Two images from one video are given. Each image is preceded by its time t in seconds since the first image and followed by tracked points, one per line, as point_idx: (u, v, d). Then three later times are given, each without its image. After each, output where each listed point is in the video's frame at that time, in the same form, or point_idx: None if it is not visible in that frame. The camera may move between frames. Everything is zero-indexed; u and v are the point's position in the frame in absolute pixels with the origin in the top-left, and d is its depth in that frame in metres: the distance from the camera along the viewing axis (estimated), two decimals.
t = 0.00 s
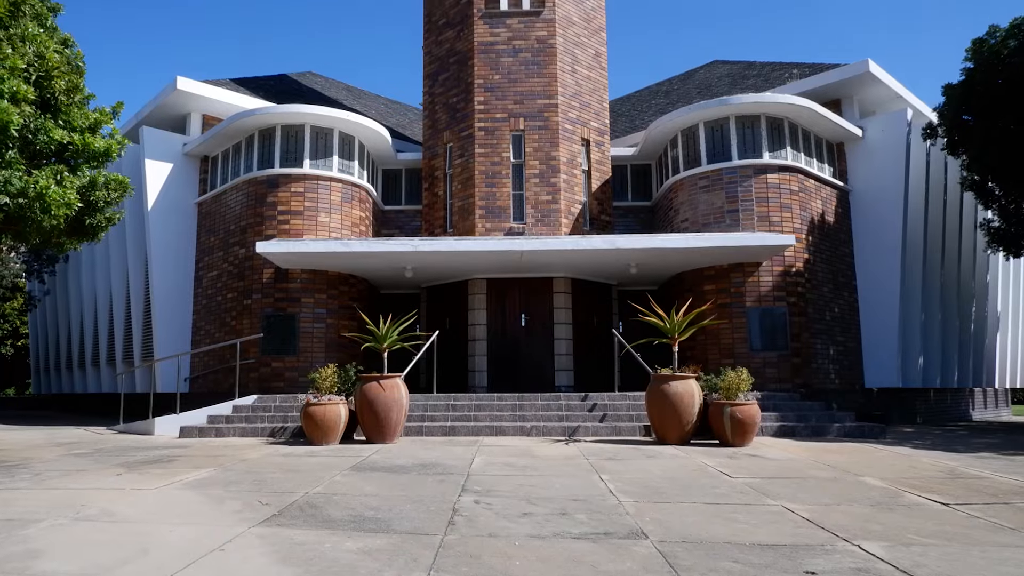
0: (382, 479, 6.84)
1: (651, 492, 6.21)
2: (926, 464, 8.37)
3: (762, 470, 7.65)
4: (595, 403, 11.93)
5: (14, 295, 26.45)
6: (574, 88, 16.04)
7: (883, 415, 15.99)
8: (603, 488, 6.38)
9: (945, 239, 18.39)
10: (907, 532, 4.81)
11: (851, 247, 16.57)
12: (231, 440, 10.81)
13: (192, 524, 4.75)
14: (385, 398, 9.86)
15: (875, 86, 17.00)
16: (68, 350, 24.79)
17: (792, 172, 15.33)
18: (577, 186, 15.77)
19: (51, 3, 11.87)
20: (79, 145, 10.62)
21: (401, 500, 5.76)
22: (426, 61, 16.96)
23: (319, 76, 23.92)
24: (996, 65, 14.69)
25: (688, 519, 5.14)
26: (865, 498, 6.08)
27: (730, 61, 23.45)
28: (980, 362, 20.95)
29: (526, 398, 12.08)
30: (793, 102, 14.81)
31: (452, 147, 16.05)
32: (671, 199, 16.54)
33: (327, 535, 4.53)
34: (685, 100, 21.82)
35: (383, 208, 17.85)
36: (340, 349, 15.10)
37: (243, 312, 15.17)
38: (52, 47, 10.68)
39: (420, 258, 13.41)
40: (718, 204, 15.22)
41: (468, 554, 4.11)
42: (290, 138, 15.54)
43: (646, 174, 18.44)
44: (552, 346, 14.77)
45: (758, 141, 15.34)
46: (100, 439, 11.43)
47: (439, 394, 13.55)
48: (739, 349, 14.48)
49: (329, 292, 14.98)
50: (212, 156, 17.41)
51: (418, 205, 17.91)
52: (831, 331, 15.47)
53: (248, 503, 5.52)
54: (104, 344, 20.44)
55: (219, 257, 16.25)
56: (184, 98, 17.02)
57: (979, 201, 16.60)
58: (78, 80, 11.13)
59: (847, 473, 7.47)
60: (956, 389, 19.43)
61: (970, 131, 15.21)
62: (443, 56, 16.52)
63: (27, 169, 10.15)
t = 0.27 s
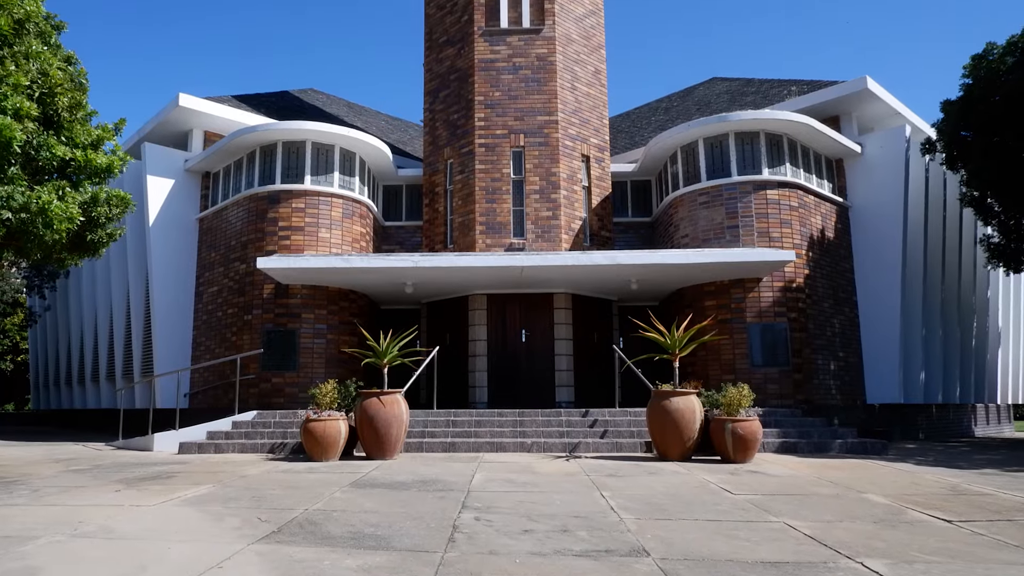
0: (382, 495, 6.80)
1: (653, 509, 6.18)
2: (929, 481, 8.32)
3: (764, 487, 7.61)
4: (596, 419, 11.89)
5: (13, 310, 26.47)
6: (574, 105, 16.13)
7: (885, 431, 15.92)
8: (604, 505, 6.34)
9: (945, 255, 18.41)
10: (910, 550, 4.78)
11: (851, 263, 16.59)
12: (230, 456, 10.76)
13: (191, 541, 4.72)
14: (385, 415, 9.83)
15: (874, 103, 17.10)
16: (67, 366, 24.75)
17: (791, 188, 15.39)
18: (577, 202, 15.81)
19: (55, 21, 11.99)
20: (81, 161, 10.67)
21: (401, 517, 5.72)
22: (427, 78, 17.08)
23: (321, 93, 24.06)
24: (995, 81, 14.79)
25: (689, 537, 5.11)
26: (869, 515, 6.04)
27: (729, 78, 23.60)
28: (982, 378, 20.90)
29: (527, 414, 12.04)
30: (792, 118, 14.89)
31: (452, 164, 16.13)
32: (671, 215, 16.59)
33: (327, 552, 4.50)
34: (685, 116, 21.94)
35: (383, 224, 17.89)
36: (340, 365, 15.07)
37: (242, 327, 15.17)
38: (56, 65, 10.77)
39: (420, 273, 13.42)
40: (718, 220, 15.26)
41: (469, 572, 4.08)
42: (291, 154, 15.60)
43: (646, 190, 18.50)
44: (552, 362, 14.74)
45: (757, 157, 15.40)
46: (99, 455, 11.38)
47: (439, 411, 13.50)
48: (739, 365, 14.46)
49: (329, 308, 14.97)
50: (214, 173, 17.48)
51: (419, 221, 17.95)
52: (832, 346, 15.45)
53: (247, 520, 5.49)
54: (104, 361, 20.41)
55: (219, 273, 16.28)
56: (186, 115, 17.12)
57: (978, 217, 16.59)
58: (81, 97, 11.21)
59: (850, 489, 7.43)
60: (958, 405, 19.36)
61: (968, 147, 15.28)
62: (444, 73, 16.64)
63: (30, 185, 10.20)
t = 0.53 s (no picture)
0: (382, 511, 6.76)
1: (655, 525, 6.13)
2: (932, 497, 8.28)
3: (766, 502, 7.56)
4: (596, 434, 11.84)
5: (13, 324, 26.46)
6: (574, 120, 16.22)
7: (887, 446, 15.84)
8: (606, 521, 6.30)
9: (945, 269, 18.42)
10: (914, 566, 4.75)
11: (851, 278, 16.60)
12: (229, 471, 10.70)
13: (189, 557, 4.68)
14: (385, 429, 9.79)
15: (872, 118, 17.19)
16: (66, 380, 24.69)
17: (791, 203, 15.43)
18: (577, 217, 15.85)
19: (58, 37, 12.07)
20: (83, 176, 10.69)
21: (401, 533, 5.68)
22: (427, 94, 17.18)
23: (322, 109, 24.19)
24: (992, 97, 14.88)
25: (691, 553, 5.08)
26: (872, 531, 6.00)
27: (728, 94, 23.73)
28: (984, 392, 20.83)
29: (527, 429, 11.99)
30: (791, 134, 14.95)
31: (453, 179, 16.17)
32: (671, 230, 16.62)
33: (327, 568, 4.47)
34: (684, 132, 22.03)
35: (383, 239, 17.92)
36: (340, 380, 15.03)
37: (243, 342, 15.15)
38: (59, 80, 10.84)
39: (421, 288, 13.42)
40: (718, 235, 15.28)
41: None
42: (292, 169, 15.65)
43: (646, 205, 18.54)
44: (552, 377, 14.71)
45: (757, 172, 15.44)
46: (97, 470, 11.32)
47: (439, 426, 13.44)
48: (740, 380, 14.42)
49: (330, 322, 14.95)
50: (215, 187, 17.52)
51: (419, 236, 17.98)
52: (833, 361, 15.42)
53: (246, 536, 5.45)
54: (103, 375, 20.35)
55: (220, 287, 16.28)
56: (188, 130, 17.20)
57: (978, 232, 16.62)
58: (84, 113, 11.27)
59: (852, 505, 7.38)
60: (960, 420, 19.28)
61: (967, 162, 15.34)
62: (444, 89, 16.73)
63: (32, 200, 10.22)
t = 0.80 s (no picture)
0: (381, 528, 6.72)
1: (656, 542, 6.09)
2: (935, 513, 8.22)
3: (768, 519, 7.52)
4: (597, 449, 11.79)
5: (13, 339, 26.47)
6: (574, 136, 16.30)
7: (889, 462, 15.76)
8: (607, 538, 6.26)
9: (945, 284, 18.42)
10: None
11: (851, 293, 16.61)
12: (228, 487, 10.65)
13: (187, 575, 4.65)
14: (385, 445, 9.75)
15: (871, 134, 17.26)
16: (66, 396, 24.63)
17: (791, 219, 15.47)
18: (577, 233, 15.88)
19: (62, 54, 12.16)
20: (85, 192, 10.73)
21: (401, 550, 5.65)
22: (427, 110, 17.27)
23: (322, 124, 24.30)
24: (990, 113, 14.98)
25: (692, 570, 5.05)
26: (874, 548, 5.96)
27: (727, 110, 23.85)
28: (986, 408, 20.75)
29: (528, 445, 11.95)
30: (790, 149, 15.02)
31: (453, 195, 16.22)
32: (671, 246, 16.65)
33: None
34: (684, 147, 22.12)
35: (384, 254, 17.95)
36: (340, 396, 14.99)
37: (243, 357, 15.13)
38: (62, 96, 10.89)
39: (421, 303, 13.42)
40: (718, 250, 15.31)
41: None
42: (293, 184, 15.69)
43: (645, 220, 18.59)
44: (553, 392, 14.67)
45: (756, 188, 15.48)
46: (96, 486, 11.26)
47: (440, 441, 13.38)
48: (741, 395, 14.37)
49: (330, 337, 14.94)
50: (216, 203, 17.57)
51: (420, 251, 18.00)
52: (834, 377, 15.39)
53: (244, 553, 5.42)
54: (103, 390, 20.31)
55: (220, 302, 16.28)
56: (189, 146, 17.28)
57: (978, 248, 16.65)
58: (86, 129, 11.32)
59: (855, 522, 7.34)
60: (963, 435, 19.19)
61: (966, 178, 15.40)
62: (445, 105, 16.82)
63: (33, 216, 10.24)
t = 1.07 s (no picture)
0: (381, 545, 6.68)
1: (657, 559, 6.05)
2: (937, 530, 8.18)
3: (770, 536, 7.47)
4: (597, 465, 11.73)
5: (13, 354, 26.41)
6: (574, 152, 16.38)
7: (892, 478, 15.67)
8: (608, 555, 6.22)
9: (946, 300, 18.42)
10: None
11: (852, 308, 16.60)
12: (227, 503, 10.58)
13: None
14: (385, 461, 9.70)
15: (869, 150, 17.34)
16: (64, 411, 24.53)
17: (790, 234, 15.50)
18: (577, 248, 15.90)
19: (64, 70, 12.26)
20: (86, 207, 10.75)
21: (401, 567, 5.61)
22: (428, 127, 17.36)
23: (323, 140, 24.41)
24: (987, 129, 15.07)
25: None
26: (877, 565, 5.92)
27: (726, 126, 23.97)
28: (988, 424, 20.68)
29: (528, 461, 11.89)
30: (790, 165, 15.07)
31: (454, 210, 16.25)
32: (670, 261, 16.68)
33: None
34: (683, 163, 22.21)
35: (384, 270, 17.96)
36: (340, 411, 14.95)
37: (242, 373, 15.10)
38: (64, 112, 10.93)
39: (421, 318, 13.42)
40: (718, 265, 15.32)
41: None
42: (293, 200, 15.72)
43: (645, 236, 18.62)
44: (553, 408, 14.62)
45: (756, 204, 15.51)
46: (94, 502, 11.19)
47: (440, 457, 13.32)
48: (743, 411, 14.32)
49: (330, 353, 14.91)
50: (216, 218, 17.61)
51: (420, 266, 18.02)
52: (835, 393, 15.35)
53: (243, 570, 5.38)
54: (101, 405, 20.24)
55: (220, 317, 16.28)
56: (191, 161, 17.34)
57: (977, 263, 16.66)
58: (88, 144, 11.36)
59: (858, 539, 7.30)
60: (965, 451, 19.10)
61: (964, 194, 15.46)
62: (445, 121, 16.91)
63: (33, 231, 10.26)
